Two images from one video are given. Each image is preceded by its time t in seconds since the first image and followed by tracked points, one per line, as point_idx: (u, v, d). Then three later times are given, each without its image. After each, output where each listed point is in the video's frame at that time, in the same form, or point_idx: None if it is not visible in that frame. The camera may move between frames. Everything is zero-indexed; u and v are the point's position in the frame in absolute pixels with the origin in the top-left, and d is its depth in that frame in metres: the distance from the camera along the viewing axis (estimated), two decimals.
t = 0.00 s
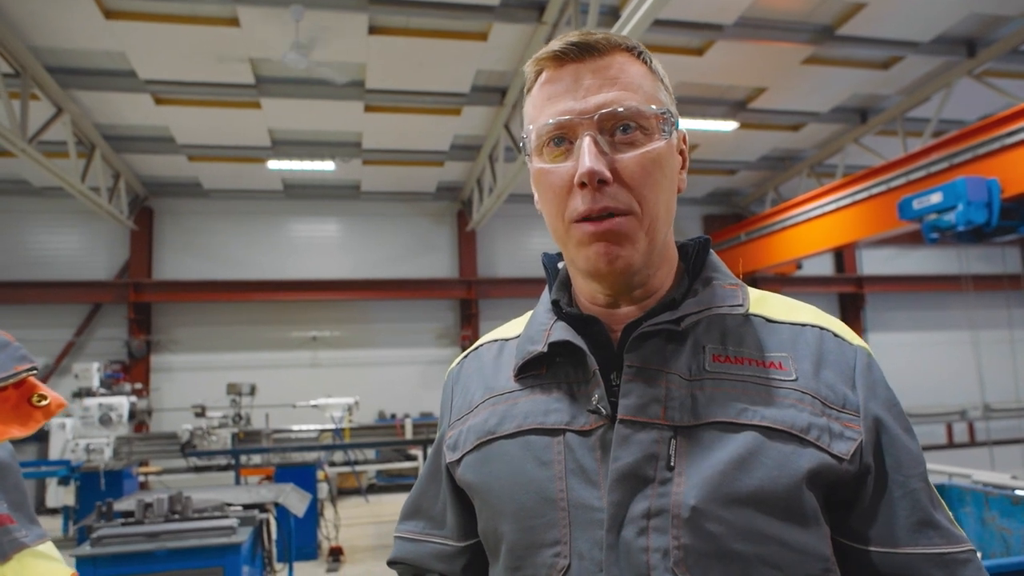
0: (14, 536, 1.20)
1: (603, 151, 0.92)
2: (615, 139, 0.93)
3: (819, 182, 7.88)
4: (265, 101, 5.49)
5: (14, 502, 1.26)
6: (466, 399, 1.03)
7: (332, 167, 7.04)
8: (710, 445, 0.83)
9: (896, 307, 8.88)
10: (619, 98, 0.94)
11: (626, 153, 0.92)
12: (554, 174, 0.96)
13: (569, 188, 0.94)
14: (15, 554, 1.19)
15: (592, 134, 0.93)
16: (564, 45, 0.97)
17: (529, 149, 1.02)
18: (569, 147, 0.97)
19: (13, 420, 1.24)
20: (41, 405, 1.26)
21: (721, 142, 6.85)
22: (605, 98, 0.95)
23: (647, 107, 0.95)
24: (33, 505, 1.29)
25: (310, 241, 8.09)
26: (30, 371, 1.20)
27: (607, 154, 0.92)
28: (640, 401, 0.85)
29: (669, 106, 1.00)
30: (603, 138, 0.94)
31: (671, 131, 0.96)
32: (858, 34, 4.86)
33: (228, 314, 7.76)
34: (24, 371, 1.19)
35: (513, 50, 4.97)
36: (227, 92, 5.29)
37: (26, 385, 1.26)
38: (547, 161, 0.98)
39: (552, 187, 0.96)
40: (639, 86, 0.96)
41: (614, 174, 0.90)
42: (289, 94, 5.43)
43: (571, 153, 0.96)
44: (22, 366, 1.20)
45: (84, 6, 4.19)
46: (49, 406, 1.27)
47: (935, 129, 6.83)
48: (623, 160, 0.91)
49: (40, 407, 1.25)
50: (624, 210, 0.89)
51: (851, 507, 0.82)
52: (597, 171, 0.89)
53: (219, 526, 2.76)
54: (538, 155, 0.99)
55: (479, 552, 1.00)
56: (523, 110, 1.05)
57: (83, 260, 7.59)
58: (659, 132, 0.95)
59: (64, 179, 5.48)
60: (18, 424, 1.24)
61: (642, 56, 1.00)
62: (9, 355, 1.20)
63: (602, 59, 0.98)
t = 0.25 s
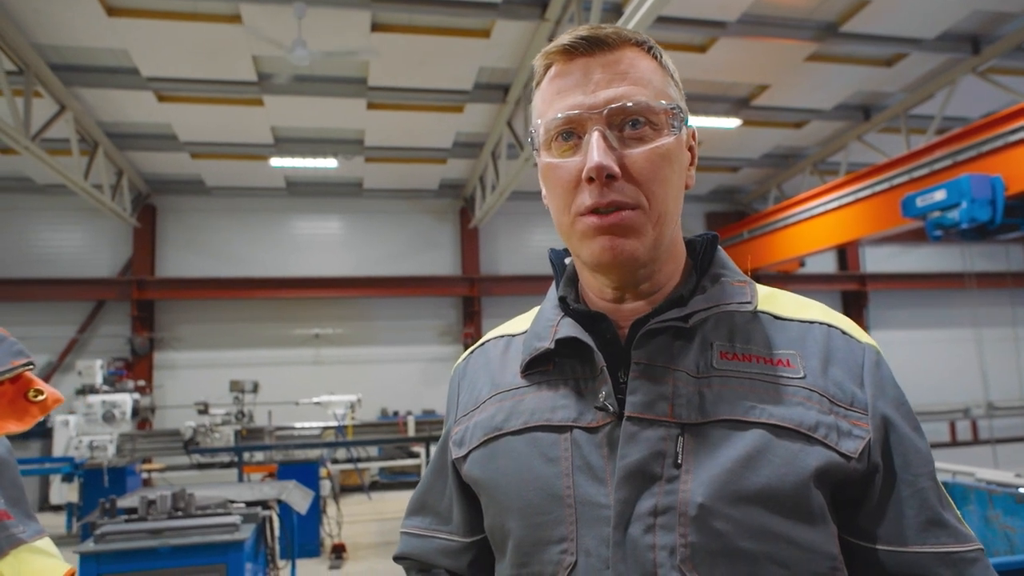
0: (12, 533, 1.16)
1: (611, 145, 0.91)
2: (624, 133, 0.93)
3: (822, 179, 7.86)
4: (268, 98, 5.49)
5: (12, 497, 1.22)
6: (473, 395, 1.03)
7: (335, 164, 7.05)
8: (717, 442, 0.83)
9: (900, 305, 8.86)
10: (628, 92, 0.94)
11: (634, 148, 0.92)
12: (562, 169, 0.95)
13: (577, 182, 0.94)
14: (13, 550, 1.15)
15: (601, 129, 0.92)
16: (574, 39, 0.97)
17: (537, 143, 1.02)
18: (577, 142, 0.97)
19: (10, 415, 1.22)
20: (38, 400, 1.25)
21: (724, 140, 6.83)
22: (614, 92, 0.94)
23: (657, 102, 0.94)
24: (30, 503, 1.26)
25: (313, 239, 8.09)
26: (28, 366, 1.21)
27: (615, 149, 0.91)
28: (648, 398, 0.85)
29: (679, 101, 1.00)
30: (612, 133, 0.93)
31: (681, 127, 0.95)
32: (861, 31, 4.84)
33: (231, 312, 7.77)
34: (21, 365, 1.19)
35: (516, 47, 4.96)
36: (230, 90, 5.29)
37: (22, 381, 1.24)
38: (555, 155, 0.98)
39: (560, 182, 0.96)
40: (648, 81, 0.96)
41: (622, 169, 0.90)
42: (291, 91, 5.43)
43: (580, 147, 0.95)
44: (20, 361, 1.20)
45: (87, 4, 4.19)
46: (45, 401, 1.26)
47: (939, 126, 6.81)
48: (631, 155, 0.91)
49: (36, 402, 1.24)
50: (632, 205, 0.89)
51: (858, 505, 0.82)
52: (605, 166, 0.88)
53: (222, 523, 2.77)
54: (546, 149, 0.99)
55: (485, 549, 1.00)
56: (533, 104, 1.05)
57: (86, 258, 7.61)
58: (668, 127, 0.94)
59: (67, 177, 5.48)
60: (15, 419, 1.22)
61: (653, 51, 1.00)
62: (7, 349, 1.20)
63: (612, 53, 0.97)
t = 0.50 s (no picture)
0: (10, 534, 1.15)
1: (614, 149, 0.91)
2: (626, 137, 0.93)
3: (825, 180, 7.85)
4: (270, 99, 5.49)
5: (9, 497, 1.21)
6: (479, 395, 1.03)
7: (337, 164, 7.06)
8: (723, 443, 0.83)
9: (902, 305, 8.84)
10: (630, 94, 0.94)
11: (637, 151, 0.91)
12: (566, 172, 0.96)
13: (581, 186, 0.94)
14: (11, 551, 1.14)
15: (604, 131, 0.92)
16: (576, 43, 0.97)
17: (542, 146, 1.02)
18: (580, 145, 0.97)
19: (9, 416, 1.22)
20: (36, 401, 1.25)
21: (726, 140, 6.82)
22: (617, 95, 0.94)
23: (659, 104, 0.94)
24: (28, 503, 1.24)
25: (315, 239, 8.10)
26: (25, 366, 1.21)
27: (618, 151, 0.91)
28: (654, 400, 0.85)
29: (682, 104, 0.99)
30: (615, 135, 0.93)
31: (684, 129, 0.95)
32: (864, 31, 4.83)
33: (233, 312, 7.78)
34: (18, 365, 1.20)
35: (518, 47, 4.96)
36: (233, 90, 5.30)
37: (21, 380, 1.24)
38: (559, 158, 0.98)
39: (564, 185, 0.96)
40: (651, 83, 0.95)
41: (625, 173, 0.90)
42: (294, 91, 5.44)
43: (583, 150, 0.95)
44: (18, 361, 1.21)
45: (90, 4, 4.20)
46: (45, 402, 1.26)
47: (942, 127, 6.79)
48: (634, 158, 0.91)
49: (34, 402, 1.24)
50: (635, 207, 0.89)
51: (866, 506, 0.82)
52: (608, 169, 0.88)
53: (224, 523, 2.77)
54: (550, 153, 0.99)
55: (491, 548, 1.00)
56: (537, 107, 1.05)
57: (89, 258, 7.62)
58: (671, 129, 0.94)
59: (70, 177, 5.49)
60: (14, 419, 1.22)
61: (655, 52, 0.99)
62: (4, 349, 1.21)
63: (614, 56, 0.97)
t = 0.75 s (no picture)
0: (11, 536, 1.14)
1: (607, 145, 0.91)
2: (619, 133, 0.92)
3: (829, 179, 7.83)
4: (274, 98, 5.50)
5: (11, 496, 1.19)
6: (489, 392, 1.04)
7: (341, 164, 7.06)
8: (726, 435, 0.82)
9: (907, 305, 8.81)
10: (622, 93, 0.93)
11: (630, 147, 0.91)
12: (563, 172, 0.96)
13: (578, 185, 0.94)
14: (11, 553, 1.13)
15: (596, 129, 0.92)
16: (566, 45, 0.97)
17: (540, 149, 1.02)
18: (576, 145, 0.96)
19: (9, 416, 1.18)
20: (37, 401, 1.21)
21: (730, 139, 6.81)
22: (609, 93, 0.94)
23: (652, 101, 0.93)
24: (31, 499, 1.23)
25: (319, 239, 8.11)
26: (26, 368, 1.17)
27: (611, 148, 0.91)
28: (657, 395, 0.85)
29: (677, 101, 0.98)
30: (608, 133, 0.92)
31: (679, 124, 0.94)
32: (868, 30, 4.81)
33: (237, 311, 7.79)
34: (19, 367, 1.15)
35: (522, 47, 4.96)
36: (237, 90, 5.31)
37: (22, 380, 1.20)
38: (555, 159, 0.98)
39: (562, 185, 0.96)
40: (643, 80, 0.95)
41: (620, 169, 0.90)
42: (297, 91, 5.44)
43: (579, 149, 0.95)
44: (18, 362, 1.16)
45: (95, 4, 4.21)
46: (46, 402, 1.22)
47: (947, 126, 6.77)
48: (627, 154, 0.90)
49: (34, 404, 1.20)
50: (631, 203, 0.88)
51: (865, 495, 0.80)
52: (601, 165, 0.88)
53: (228, 522, 2.78)
54: (548, 154, 0.99)
55: (501, 543, 1.00)
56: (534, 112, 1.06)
57: (94, 258, 7.64)
58: (666, 124, 0.93)
59: (75, 177, 5.51)
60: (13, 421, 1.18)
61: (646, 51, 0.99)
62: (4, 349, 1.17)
63: (605, 56, 0.97)
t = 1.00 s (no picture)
0: (18, 536, 1.15)
1: (591, 153, 0.90)
2: (604, 140, 0.91)
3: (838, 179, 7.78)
4: (282, 99, 5.52)
5: (20, 498, 1.21)
6: (508, 392, 1.07)
7: (349, 164, 7.09)
8: (733, 435, 0.82)
9: (917, 305, 8.76)
10: (605, 99, 0.92)
11: (615, 154, 0.90)
12: (554, 182, 0.96)
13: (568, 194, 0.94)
14: (18, 553, 1.14)
15: (580, 138, 0.91)
16: (550, 55, 0.97)
17: (535, 158, 1.03)
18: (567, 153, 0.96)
19: (16, 415, 1.21)
20: (44, 401, 1.24)
21: (738, 139, 6.78)
22: (593, 100, 0.93)
23: (637, 104, 0.92)
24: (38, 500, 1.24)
25: (327, 239, 8.14)
26: (33, 367, 1.21)
27: (596, 155, 0.90)
28: (663, 395, 0.85)
29: (669, 100, 0.96)
30: (594, 142, 0.92)
31: (668, 125, 0.92)
32: (877, 28, 4.78)
33: (245, 311, 7.83)
34: (26, 366, 1.19)
35: (529, 47, 4.96)
36: (245, 91, 5.33)
37: (29, 380, 1.24)
38: (548, 168, 0.98)
39: (554, 195, 0.96)
40: (627, 84, 0.93)
41: (604, 176, 0.89)
42: (305, 92, 5.46)
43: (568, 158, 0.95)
44: (26, 362, 1.20)
45: (105, 6, 4.24)
46: (52, 402, 1.25)
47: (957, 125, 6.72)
48: (612, 161, 0.89)
49: (42, 404, 1.24)
50: (617, 210, 0.88)
51: (885, 499, 0.80)
52: (584, 175, 0.88)
53: (237, 522, 2.79)
54: (543, 164, 1.00)
55: (515, 534, 1.04)
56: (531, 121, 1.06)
57: (104, 258, 7.69)
58: (653, 126, 0.91)
59: (84, 178, 5.54)
60: (22, 420, 1.21)
61: (634, 50, 0.96)
62: (10, 351, 1.20)
63: (589, 62, 0.96)
